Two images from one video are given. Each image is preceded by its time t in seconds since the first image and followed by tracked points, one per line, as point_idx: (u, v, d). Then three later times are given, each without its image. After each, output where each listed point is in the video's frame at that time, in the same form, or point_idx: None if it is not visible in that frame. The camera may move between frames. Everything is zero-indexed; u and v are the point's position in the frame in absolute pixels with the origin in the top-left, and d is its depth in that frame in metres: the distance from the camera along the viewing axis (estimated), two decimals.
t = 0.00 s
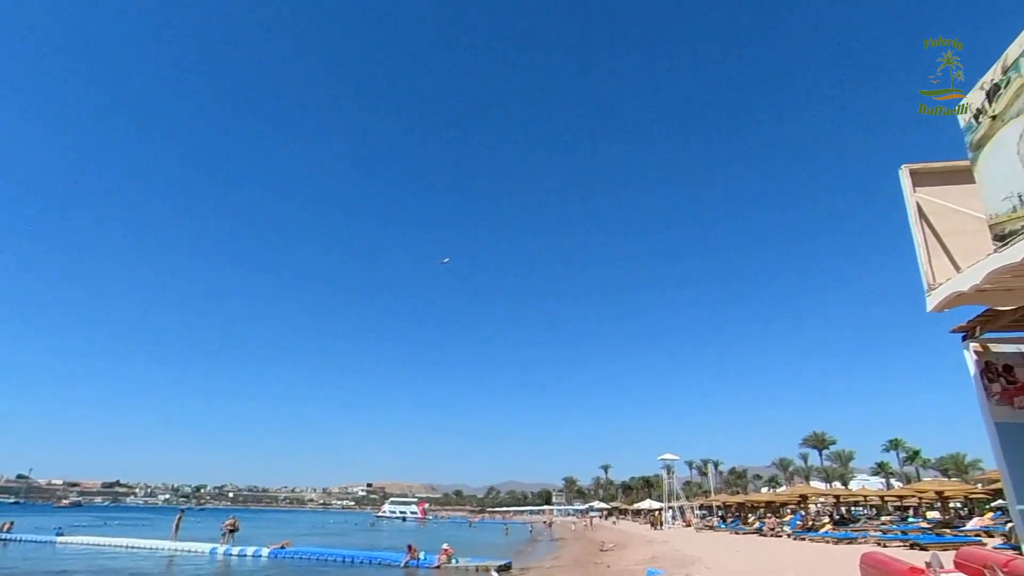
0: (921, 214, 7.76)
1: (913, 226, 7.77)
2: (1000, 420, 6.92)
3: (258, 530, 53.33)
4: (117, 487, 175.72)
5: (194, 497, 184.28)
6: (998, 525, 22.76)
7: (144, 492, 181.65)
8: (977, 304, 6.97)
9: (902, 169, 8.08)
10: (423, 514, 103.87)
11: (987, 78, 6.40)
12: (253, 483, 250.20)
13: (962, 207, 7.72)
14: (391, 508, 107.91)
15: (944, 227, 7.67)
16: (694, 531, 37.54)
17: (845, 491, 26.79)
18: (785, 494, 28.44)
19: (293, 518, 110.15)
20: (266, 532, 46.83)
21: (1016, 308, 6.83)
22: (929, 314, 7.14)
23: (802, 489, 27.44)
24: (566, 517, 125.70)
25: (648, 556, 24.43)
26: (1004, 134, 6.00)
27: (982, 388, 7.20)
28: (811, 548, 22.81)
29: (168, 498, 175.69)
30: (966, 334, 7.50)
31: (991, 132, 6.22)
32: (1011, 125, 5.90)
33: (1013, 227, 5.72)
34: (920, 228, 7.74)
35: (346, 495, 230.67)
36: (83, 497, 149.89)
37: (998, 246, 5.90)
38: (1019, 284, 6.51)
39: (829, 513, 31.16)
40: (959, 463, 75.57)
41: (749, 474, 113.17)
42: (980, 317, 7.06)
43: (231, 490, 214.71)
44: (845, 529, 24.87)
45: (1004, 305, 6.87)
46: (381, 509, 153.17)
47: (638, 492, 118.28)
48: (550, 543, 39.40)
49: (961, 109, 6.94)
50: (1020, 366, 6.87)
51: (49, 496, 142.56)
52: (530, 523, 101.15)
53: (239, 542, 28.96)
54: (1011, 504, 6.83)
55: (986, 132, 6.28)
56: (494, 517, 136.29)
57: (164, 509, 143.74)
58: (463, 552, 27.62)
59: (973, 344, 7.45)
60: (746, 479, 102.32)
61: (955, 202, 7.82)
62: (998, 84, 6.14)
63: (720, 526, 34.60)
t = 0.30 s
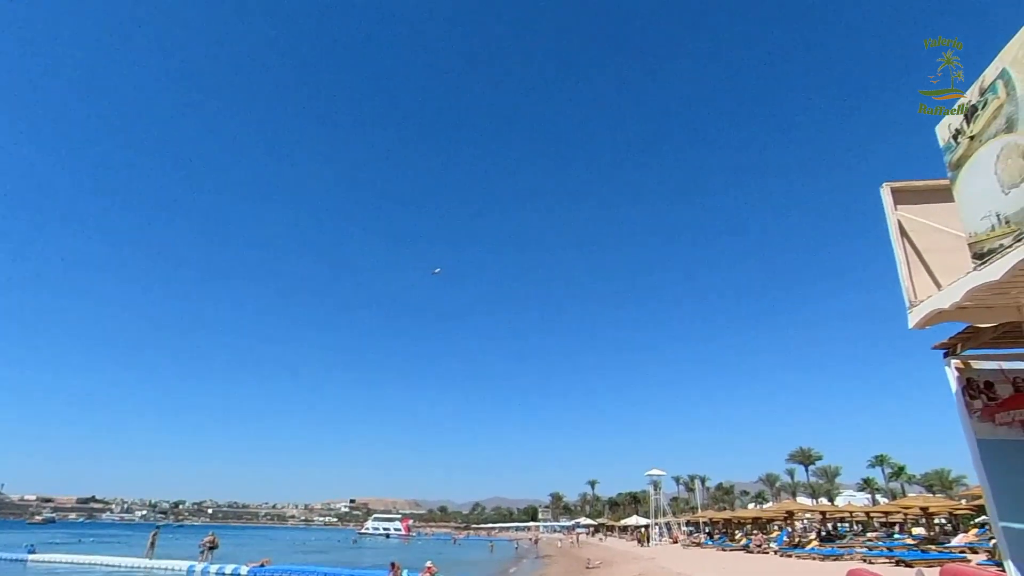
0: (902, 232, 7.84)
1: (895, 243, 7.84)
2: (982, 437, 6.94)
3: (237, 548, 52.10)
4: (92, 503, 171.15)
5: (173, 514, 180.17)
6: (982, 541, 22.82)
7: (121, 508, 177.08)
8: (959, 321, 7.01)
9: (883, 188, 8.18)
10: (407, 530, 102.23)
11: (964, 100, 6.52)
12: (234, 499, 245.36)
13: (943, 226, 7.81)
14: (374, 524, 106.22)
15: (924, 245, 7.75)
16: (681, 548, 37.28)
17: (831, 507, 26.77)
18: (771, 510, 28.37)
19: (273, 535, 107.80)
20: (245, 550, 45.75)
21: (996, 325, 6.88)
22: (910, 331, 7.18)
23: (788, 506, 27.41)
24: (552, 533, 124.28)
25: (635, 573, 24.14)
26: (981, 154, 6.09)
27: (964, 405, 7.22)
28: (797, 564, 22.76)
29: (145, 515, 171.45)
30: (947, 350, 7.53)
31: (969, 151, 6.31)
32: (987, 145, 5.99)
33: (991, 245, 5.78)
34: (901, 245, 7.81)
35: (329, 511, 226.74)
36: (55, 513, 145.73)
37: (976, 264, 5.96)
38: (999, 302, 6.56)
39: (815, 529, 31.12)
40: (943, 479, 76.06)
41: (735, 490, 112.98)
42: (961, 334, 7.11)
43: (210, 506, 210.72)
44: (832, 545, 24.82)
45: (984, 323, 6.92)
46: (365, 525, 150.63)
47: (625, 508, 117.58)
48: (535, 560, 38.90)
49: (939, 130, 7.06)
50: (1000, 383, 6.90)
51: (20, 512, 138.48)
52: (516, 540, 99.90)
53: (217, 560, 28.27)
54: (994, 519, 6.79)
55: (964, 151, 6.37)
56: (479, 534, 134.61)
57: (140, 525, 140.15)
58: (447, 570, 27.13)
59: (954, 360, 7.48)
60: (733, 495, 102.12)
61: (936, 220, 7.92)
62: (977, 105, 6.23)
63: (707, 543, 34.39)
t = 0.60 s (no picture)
0: (898, 232, 7.86)
1: (891, 243, 7.85)
2: (977, 437, 6.93)
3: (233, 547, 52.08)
4: (87, 503, 170.89)
5: (167, 513, 180.03)
6: (978, 541, 22.89)
7: (116, 508, 176.74)
8: (955, 321, 7.02)
9: (880, 188, 8.18)
10: (403, 530, 102.21)
11: (959, 102, 6.56)
12: (230, 499, 245.20)
13: (938, 226, 7.84)
14: (371, 524, 106.46)
15: (921, 246, 7.76)
16: (677, 547, 37.39)
17: (827, 507, 26.81)
18: (768, 510, 28.44)
19: (269, 534, 107.66)
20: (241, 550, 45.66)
21: (991, 326, 6.89)
22: (905, 331, 7.20)
23: (784, 505, 27.51)
24: (548, 533, 124.38)
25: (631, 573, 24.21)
26: (978, 156, 6.10)
27: (959, 406, 7.23)
28: (793, 564, 22.80)
29: (139, 515, 171.09)
30: (944, 351, 7.52)
31: (965, 153, 6.33)
32: (983, 147, 6.01)
33: (987, 246, 5.79)
34: (897, 246, 7.83)
35: (326, 511, 226.66)
36: (49, 512, 145.33)
37: (972, 265, 5.97)
38: (995, 302, 6.58)
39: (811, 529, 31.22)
40: (939, 479, 76.32)
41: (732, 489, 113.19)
42: (957, 334, 7.13)
43: (207, 506, 210.72)
44: (828, 545, 24.88)
45: (980, 323, 6.94)
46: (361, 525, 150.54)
47: (622, 508, 117.89)
48: (532, 559, 39.00)
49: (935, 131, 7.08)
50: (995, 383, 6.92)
51: (14, 512, 138.58)
52: (513, 539, 99.92)
53: (214, 561, 28.26)
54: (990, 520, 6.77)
55: (960, 153, 6.40)
56: (476, 534, 134.69)
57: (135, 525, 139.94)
58: (444, 569, 27.11)
59: (950, 360, 7.48)
60: (729, 495, 102.36)
61: (931, 221, 7.94)
62: (972, 107, 6.25)
63: (703, 543, 34.49)
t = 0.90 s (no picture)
0: (899, 225, 7.83)
1: (891, 236, 7.83)
2: (976, 429, 6.96)
3: (234, 539, 52.41)
4: (89, 496, 171.73)
5: (168, 505, 181.02)
6: (975, 533, 22.99)
7: (117, 500, 177.56)
8: (955, 315, 7.01)
9: (881, 181, 8.14)
10: (404, 523, 102.72)
11: (961, 95, 6.50)
12: (231, 491, 246.31)
13: (939, 220, 7.81)
14: (371, 516, 107.20)
15: (921, 239, 7.73)
16: (676, 539, 37.56)
17: (826, 499, 26.92)
18: (767, 502, 28.56)
19: (269, 526, 108.13)
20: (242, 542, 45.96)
21: (991, 319, 6.88)
22: (905, 324, 7.18)
23: (783, 498, 27.67)
24: (548, 525, 124.95)
25: (630, 565, 24.36)
26: (978, 149, 6.06)
27: (958, 398, 7.24)
28: (792, 555, 22.92)
29: (140, 507, 171.92)
30: (943, 344, 7.54)
31: (966, 146, 6.28)
32: (984, 140, 5.96)
33: (987, 239, 5.77)
34: (898, 239, 7.80)
35: (325, 503, 227.63)
36: (51, 504, 145.94)
37: (972, 259, 5.95)
38: (994, 296, 6.58)
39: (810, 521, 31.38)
40: (937, 471, 76.68)
41: (731, 481, 113.62)
42: (956, 327, 7.13)
43: (207, 498, 211.59)
44: (826, 536, 25.01)
45: (980, 316, 6.93)
46: (361, 517, 151.29)
47: (621, 500, 118.59)
48: (533, 551, 39.18)
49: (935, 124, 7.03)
50: (995, 376, 6.93)
51: (16, 503, 139.27)
52: (512, 531, 100.42)
53: (215, 553, 28.46)
54: (988, 511, 6.80)
55: (961, 146, 6.35)
56: (476, 526, 135.55)
57: (137, 517, 140.66)
58: (444, 561, 27.28)
59: (949, 354, 7.50)
60: (728, 487, 102.83)
61: (932, 214, 7.91)
62: (974, 99, 6.20)
63: (702, 534, 34.68)
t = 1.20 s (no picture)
0: (900, 218, 7.78)
1: (893, 230, 7.78)
2: (976, 422, 6.94)
3: (236, 532, 52.59)
4: (90, 488, 172.41)
5: (170, 498, 181.88)
6: (974, 525, 23.08)
7: (119, 492, 178.29)
8: (956, 307, 6.98)
9: (883, 174, 8.09)
10: (405, 515, 103.29)
11: (963, 87, 6.43)
12: (233, 483, 247.37)
13: (941, 212, 7.75)
14: (373, 508, 107.73)
15: (923, 232, 7.68)
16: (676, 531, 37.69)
17: (825, 491, 27.00)
18: (766, 494, 28.66)
19: (271, 519, 108.71)
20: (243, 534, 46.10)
21: (992, 311, 6.83)
22: (906, 317, 7.15)
23: (782, 490, 27.81)
24: (548, 517, 125.60)
25: (630, 556, 24.49)
26: (981, 141, 6.00)
27: (958, 391, 7.22)
28: (791, 547, 23.04)
29: (141, 499, 172.60)
30: (944, 337, 7.51)
31: (969, 138, 6.22)
32: (987, 132, 5.91)
33: (989, 232, 5.73)
34: (899, 232, 7.76)
35: (326, 495, 228.66)
36: (53, 496, 146.47)
37: (974, 251, 5.90)
38: (996, 289, 6.54)
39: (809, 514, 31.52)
40: (936, 464, 77.03)
41: (731, 473, 114.04)
42: (957, 320, 7.09)
43: (209, 490, 212.59)
44: (825, 528, 25.12)
45: (980, 309, 6.90)
46: (362, 509, 151.93)
47: (621, 492, 119.17)
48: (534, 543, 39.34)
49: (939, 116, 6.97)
50: (995, 368, 6.89)
51: (19, 496, 139.93)
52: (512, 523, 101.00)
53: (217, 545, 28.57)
54: (988, 503, 6.79)
55: (964, 138, 6.29)
56: (477, 518, 136.27)
57: (139, 509, 141.37)
58: (445, 553, 27.39)
59: (950, 346, 7.46)
60: (728, 480, 103.31)
61: (934, 207, 7.86)
62: (977, 91, 6.13)
63: (701, 526, 34.84)
